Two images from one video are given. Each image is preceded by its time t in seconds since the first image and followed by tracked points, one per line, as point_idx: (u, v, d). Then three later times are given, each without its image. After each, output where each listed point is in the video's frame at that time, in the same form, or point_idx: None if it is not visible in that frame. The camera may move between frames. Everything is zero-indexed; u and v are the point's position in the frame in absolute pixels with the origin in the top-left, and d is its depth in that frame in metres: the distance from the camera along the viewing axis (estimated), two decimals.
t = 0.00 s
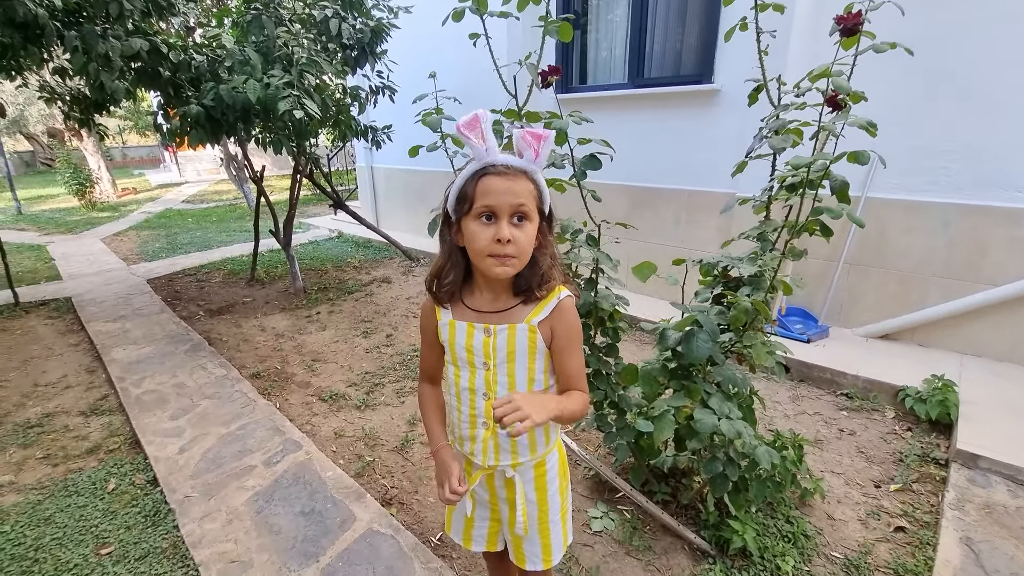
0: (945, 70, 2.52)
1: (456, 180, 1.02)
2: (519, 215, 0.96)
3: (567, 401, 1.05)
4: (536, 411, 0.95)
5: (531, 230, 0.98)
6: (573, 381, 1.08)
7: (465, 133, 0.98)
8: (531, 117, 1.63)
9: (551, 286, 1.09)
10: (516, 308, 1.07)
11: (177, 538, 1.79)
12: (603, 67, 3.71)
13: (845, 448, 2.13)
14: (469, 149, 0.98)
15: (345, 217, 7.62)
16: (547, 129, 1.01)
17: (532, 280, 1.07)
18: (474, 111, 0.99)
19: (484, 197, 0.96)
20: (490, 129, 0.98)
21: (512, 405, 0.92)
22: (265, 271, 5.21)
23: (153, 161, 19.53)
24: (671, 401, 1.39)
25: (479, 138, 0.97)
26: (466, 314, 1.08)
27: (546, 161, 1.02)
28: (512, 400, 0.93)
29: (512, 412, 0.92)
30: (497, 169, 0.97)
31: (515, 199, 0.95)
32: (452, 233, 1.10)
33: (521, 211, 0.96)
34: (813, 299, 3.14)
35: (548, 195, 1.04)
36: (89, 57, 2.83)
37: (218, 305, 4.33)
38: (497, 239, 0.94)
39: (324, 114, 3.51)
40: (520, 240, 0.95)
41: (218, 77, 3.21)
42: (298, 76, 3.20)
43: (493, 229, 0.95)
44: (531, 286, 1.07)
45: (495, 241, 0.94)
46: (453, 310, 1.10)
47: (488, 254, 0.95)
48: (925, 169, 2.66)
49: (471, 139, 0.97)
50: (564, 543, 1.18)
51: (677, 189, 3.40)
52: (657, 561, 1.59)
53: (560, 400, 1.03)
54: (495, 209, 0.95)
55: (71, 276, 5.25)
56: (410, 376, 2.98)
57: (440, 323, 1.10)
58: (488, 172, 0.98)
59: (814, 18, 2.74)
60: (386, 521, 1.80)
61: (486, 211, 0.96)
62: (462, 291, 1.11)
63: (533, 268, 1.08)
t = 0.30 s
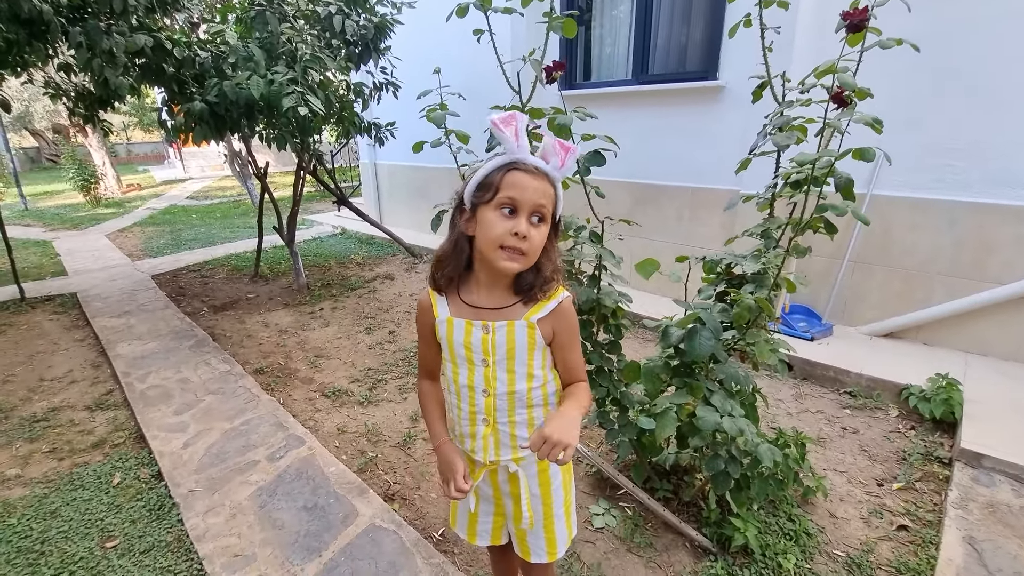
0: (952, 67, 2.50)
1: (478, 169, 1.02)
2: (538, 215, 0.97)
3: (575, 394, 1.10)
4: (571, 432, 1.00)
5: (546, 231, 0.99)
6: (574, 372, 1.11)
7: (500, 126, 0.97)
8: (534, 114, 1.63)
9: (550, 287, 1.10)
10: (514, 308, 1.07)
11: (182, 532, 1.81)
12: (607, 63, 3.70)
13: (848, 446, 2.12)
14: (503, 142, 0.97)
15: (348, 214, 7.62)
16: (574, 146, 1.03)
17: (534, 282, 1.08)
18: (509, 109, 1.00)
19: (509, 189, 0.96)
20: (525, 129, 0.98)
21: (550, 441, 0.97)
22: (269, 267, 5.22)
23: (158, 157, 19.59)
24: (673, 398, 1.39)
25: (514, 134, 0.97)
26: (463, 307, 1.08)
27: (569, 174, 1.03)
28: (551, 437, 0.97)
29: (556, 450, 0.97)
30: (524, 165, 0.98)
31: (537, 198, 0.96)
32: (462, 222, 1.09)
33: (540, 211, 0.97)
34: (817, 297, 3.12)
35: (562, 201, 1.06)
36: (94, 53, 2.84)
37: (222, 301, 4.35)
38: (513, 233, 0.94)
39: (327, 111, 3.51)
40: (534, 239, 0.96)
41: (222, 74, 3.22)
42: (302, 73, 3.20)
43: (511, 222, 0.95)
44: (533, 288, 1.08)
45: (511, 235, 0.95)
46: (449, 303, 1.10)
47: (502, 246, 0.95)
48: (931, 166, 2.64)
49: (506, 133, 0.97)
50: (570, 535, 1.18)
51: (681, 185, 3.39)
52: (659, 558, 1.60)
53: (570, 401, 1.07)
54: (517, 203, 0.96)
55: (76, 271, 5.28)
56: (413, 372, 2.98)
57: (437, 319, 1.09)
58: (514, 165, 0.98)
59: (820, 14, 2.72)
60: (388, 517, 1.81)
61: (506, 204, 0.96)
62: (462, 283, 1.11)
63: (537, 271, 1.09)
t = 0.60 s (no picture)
0: (955, 63, 2.49)
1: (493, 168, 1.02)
2: (546, 225, 0.98)
3: (563, 390, 1.13)
4: (566, 433, 1.03)
5: (550, 241, 1.00)
6: (560, 369, 1.14)
7: (526, 132, 0.97)
8: (534, 112, 1.62)
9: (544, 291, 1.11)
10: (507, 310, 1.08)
11: (185, 528, 1.82)
12: (608, 61, 3.69)
13: (849, 444, 2.12)
14: (526, 148, 0.97)
15: (350, 212, 7.63)
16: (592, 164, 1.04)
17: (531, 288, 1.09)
18: (537, 116, 0.99)
19: (522, 195, 0.96)
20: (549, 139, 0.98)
21: (546, 449, 1.00)
22: (271, 265, 5.24)
23: (161, 155, 19.65)
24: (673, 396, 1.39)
25: (539, 143, 0.97)
26: (457, 304, 1.08)
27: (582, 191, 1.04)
28: (547, 445, 1.00)
29: (552, 455, 1.01)
30: (540, 173, 0.98)
31: (547, 208, 0.97)
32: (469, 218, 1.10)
33: (547, 222, 0.98)
34: (819, 295, 3.12)
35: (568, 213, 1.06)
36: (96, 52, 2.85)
37: (225, 299, 4.36)
38: (518, 239, 0.95)
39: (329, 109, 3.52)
40: (537, 248, 0.97)
41: (223, 72, 3.22)
42: (303, 71, 3.21)
43: (517, 228, 0.96)
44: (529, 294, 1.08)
45: (516, 241, 0.95)
46: (444, 297, 1.10)
47: (506, 250, 0.96)
48: (933, 164, 2.63)
49: (530, 139, 0.97)
50: (570, 528, 1.19)
51: (682, 183, 3.38)
52: (659, 555, 1.60)
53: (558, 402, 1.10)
54: (527, 210, 0.96)
55: (80, 270, 5.30)
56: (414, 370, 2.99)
57: (430, 314, 1.09)
58: (530, 172, 0.98)
59: (822, 11, 2.71)
60: (390, 513, 1.82)
61: (515, 209, 0.96)
62: (461, 278, 1.11)
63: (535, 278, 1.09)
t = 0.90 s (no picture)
0: (957, 62, 2.48)
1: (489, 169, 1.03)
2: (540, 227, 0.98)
3: (560, 388, 1.13)
4: (556, 430, 1.04)
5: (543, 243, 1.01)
6: (559, 367, 1.15)
7: (524, 133, 0.98)
8: (534, 112, 1.63)
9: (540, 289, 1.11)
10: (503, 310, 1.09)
11: (189, 525, 1.83)
12: (609, 60, 3.69)
13: (849, 442, 2.13)
14: (523, 150, 0.98)
15: (352, 211, 7.65)
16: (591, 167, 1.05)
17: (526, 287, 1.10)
18: (535, 116, 0.99)
19: (517, 197, 0.97)
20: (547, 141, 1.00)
21: (536, 445, 1.01)
22: (273, 265, 5.26)
23: (163, 155, 19.72)
24: (672, 395, 1.40)
25: (535, 144, 0.98)
26: (454, 303, 1.09)
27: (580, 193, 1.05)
28: (536, 442, 1.01)
29: (545, 452, 1.02)
30: (535, 175, 0.98)
31: (541, 211, 0.97)
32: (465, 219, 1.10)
33: (541, 224, 0.99)
34: (820, 294, 3.12)
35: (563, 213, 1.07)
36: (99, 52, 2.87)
37: (227, 298, 4.38)
38: (512, 241, 0.96)
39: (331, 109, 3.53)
40: (531, 249, 0.98)
41: (225, 72, 3.24)
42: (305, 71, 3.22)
43: (511, 230, 0.96)
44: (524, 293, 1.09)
45: (509, 243, 0.96)
46: (441, 295, 1.11)
47: (499, 253, 0.97)
48: (934, 163, 2.63)
49: (528, 141, 0.98)
50: (567, 527, 1.20)
51: (683, 183, 3.39)
52: (659, 553, 1.61)
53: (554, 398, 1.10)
54: (521, 212, 0.97)
55: (83, 270, 5.32)
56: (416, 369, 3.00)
57: (429, 313, 1.10)
58: (524, 173, 0.98)
59: (822, 11, 2.71)
60: (391, 511, 1.83)
61: (509, 211, 0.97)
62: (457, 278, 1.12)
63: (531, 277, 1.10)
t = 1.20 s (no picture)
0: (959, 61, 2.48)
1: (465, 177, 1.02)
2: (525, 227, 0.99)
3: (561, 384, 1.13)
4: (560, 424, 1.02)
5: (532, 239, 1.01)
6: (563, 363, 1.15)
7: (485, 132, 0.96)
8: (536, 111, 1.64)
9: (542, 278, 1.12)
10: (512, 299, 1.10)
11: (193, 522, 1.85)
12: (609, 59, 3.70)
13: (850, 440, 2.13)
14: (487, 151, 0.96)
15: (354, 211, 7.66)
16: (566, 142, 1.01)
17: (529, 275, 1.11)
18: (495, 106, 0.94)
19: (495, 205, 0.97)
20: (511, 134, 0.96)
21: (539, 438, 0.99)
22: (276, 264, 5.27)
23: (166, 155, 19.77)
24: (673, 392, 1.40)
25: (499, 143, 0.96)
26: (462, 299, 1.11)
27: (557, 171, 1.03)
28: (540, 434, 0.99)
29: (546, 445, 1.00)
30: (510, 177, 0.97)
31: (523, 211, 0.97)
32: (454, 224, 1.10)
33: (527, 221, 0.99)
34: (821, 292, 3.12)
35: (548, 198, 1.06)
36: (103, 53, 2.88)
37: (230, 297, 4.40)
38: (501, 247, 0.97)
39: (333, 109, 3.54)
40: (521, 249, 0.99)
41: (228, 73, 3.25)
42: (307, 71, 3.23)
43: (499, 236, 0.97)
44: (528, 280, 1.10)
45: (499, 249, 0.97)
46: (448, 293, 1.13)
47: (492, 261, 0.99)
48: (934, 161, 2.64)
49: (490, 139, 0.96)
50: (563, 527, 1.20)
51: (684, 181, 3.39)
52: (660, 549, 1.62)
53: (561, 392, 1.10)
54: (504, 218, 0.97)
55: (86, 269, 5.35)
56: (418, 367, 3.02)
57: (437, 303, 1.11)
58: (499, 178, 0.97)
59: (823, 9, 2.71)
60: (394, 508, 1.84)
61: (493, 218, 0.97)
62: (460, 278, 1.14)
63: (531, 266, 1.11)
